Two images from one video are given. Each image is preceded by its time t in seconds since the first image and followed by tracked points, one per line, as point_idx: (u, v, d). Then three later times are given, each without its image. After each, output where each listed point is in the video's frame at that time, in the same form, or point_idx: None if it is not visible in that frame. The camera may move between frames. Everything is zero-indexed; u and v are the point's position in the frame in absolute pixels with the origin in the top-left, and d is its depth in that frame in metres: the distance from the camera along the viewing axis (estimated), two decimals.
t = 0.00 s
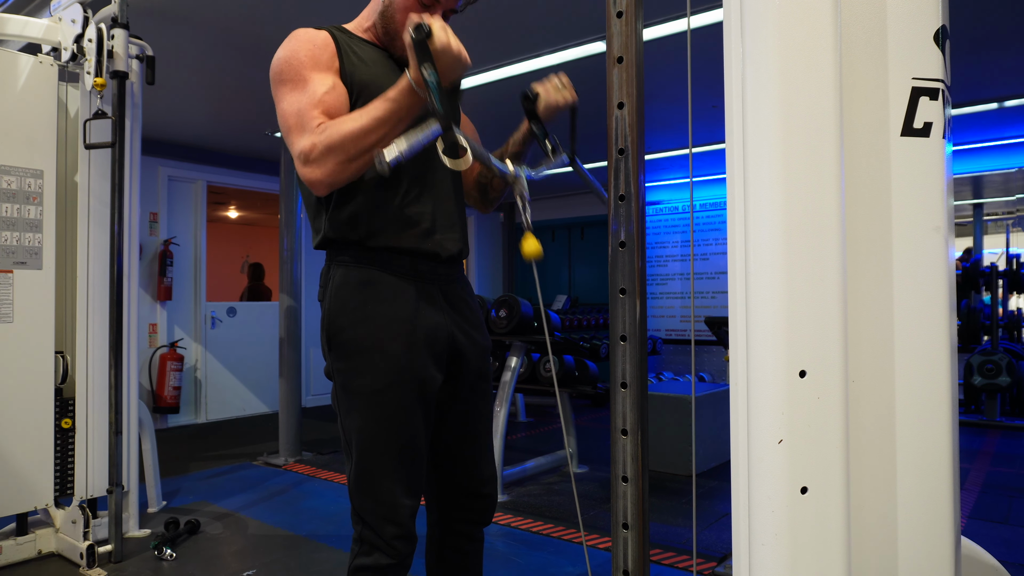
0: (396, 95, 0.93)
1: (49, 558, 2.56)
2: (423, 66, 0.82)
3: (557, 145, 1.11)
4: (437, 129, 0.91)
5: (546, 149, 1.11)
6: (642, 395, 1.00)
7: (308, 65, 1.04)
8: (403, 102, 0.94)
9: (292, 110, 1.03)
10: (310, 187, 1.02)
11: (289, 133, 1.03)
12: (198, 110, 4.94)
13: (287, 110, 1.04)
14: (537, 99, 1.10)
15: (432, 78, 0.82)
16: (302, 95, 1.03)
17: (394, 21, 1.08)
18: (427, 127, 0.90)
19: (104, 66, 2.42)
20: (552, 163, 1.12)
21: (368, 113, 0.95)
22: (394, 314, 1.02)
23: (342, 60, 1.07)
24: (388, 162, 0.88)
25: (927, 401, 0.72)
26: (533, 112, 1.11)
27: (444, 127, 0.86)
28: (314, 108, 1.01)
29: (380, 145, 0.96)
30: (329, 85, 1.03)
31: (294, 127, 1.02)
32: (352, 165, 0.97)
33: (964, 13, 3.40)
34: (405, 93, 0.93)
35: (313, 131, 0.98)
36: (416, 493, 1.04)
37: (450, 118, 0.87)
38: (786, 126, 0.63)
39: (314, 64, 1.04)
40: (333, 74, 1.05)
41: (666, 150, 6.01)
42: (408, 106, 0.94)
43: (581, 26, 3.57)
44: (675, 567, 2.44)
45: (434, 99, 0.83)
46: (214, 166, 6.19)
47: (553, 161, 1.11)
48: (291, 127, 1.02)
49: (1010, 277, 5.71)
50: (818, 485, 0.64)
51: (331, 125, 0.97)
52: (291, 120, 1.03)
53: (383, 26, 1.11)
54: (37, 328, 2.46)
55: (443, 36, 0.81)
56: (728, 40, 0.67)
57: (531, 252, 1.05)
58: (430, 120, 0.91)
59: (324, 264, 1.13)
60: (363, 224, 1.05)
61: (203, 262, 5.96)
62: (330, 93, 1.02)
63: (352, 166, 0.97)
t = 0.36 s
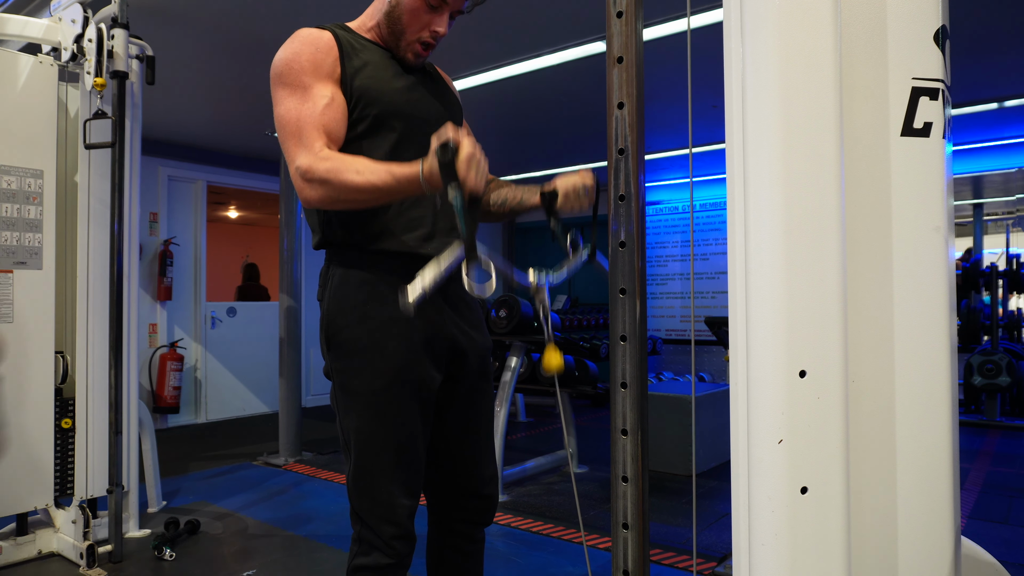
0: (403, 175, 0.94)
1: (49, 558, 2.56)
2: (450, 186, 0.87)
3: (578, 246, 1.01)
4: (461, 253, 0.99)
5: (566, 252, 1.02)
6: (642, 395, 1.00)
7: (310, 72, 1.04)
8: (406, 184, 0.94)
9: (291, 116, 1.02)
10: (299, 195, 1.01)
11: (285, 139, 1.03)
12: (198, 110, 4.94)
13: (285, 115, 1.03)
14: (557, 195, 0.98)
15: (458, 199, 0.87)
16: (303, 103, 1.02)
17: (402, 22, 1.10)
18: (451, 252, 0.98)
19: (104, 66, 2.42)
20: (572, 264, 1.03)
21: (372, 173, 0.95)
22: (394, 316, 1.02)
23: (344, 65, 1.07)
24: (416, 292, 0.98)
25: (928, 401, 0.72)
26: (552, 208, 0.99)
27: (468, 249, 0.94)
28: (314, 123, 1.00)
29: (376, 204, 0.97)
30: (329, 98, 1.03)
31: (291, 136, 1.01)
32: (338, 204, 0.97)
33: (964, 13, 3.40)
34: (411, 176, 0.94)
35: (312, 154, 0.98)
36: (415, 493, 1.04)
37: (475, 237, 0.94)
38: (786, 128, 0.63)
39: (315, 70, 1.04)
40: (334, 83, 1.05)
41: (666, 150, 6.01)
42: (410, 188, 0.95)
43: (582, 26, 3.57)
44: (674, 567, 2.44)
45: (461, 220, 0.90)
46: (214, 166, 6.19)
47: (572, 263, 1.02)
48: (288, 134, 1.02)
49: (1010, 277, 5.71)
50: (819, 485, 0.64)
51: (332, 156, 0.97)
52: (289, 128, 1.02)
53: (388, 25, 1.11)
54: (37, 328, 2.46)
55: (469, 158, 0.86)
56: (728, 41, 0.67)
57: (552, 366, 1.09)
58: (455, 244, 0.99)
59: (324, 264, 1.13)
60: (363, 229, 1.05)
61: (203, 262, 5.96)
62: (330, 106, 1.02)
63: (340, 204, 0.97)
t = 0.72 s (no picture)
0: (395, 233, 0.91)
1: (49, 558, 2.56)
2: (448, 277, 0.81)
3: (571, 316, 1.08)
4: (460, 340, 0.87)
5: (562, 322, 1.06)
6: (642, 395, 1.00)
7: (316, 75, 1.05)
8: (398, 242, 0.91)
9: (297, 118, 1.03)
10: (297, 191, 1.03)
11: (288, 140, 1.04)
12: (198, 110, 4.94)
13: (290, 116, 1.04)
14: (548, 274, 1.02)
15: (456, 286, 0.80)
16: (308, 108, 1.03)
17: (406, 23, 1.09)
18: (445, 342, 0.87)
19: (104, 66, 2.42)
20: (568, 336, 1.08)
21: (367, 213, 0.93)
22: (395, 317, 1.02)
23: (347, 68, 1.07)
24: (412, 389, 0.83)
25: (928, 401, 0.72)
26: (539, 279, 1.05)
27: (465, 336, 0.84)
28: (318, 130, 1.02)
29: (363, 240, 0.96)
30: (333, 107, 1.04)
31: (295, 138, 1.02)
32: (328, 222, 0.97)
33: (964, 13, 3.40)
34: (400, 236, 0.91)
35: (314, 165, 0.99)
36: (417, 493, 1.04)
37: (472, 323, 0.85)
38: (785, 129, 0.63)
39: (319, 73, 1.05)
40: (337, 88, 1.06)
41: (666, 150, 6.01)
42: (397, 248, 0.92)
43: (582, 26, 3.57)
44: (674, 567, 2.44)
45: (457, 306, 0.83)
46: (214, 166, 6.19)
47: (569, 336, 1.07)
48: (291, 135, 1.03)
49: (1010, 277, 5.71)
50: (819, 485, 0.64)
51: (335, 174, 0.97)
52: (292, 130, 1.03)
53: (392, 26, 1.11)
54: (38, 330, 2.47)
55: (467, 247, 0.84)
56: (728, 41, 0.67)
57: (553, 444, 1.00)
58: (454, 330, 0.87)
59: (324, 264, 1.13)
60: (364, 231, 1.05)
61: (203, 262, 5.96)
62: (334, 112, 1.03)
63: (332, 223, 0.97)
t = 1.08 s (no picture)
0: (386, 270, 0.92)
1: (48, 558, 2.56)
2: (437, 331, 0.83)
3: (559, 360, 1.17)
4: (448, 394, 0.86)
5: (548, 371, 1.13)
6: (642, 395, 1.00)
7: (320, 76, 1.05)
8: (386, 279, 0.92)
9: (300, 119, 1.04)
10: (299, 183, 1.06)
11: (292, 140, 1.05)
12: (198, 110, 4.95)
13: (295, 116, 1.05)
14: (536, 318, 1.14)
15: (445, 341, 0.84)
16: (311, 110, 1.04)
17: (412, 23, 1.09)
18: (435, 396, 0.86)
19: (104, 66, 2.42)
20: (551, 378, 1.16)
21: (361, 237, 0.96)
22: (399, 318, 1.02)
23: (351, 67, 1.07)
24: (405, 449, 0.80)
25: (928, 401, 0.73)
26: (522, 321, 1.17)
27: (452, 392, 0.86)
28: (321, 132, 1.02)
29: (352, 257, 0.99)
30: (335, 111, 1.04)
31: (299, 138, 1.04)
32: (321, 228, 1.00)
33: (965, 13, 3.40)
34: (385, 272, 0.92)
35: (316, 172, 1.00)
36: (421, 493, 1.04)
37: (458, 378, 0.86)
38: (786, 130, 0.63)
39: (324, 74, 1.05)
40: (340, 88, 1.06)
41: (666, 150, 6.01)
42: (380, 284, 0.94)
43: (582, 26, 3.57)
44: (674, 567, 2.44)
45: (445, 359, 0.85)
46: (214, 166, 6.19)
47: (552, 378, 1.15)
48: (295, 134, 1.04)
49: (1010, 277, 5.71)
50: (819, 485, 0.64)
51: (336, 186, 0.99)
52: (296, 130, 1.04)
53: (397, 26, 1.10)
54: (37, 330, 2.47)
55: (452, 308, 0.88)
56: (728, 41, 0.67)
57: (547, 487, 0.99)
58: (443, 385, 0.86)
59: (326, 263, 1.13)
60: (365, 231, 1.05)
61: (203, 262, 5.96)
62: (337, 115, 1.04)
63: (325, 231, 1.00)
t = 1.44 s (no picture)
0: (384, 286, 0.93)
1: (48, 558, 2.56)
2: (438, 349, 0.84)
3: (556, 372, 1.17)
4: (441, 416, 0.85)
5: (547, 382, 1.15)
6: (642, 395, 1.00)
7: (325, 71, 1.04)
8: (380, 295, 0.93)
9: (305, 113, 1.03)
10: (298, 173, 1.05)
11: (293, 135, 1.04)
12: (198, 110, 4.95)
13: (299, 108, 1.03)
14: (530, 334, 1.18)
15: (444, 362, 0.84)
16: (315, 105, 1.03)
17: (420, 23, 1.08)
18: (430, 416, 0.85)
19: (104, 66, 2.42)
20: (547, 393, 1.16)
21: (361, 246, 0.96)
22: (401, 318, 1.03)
23: (356, 64, 1.06)
24: (401, 471, 0.78)
25: (927, 401, 0.73)
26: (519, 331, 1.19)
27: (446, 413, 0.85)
28: (325, 128, 1.02)
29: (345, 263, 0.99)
30: (339, 110, 1.03)
31: (302, 131, 1.02)
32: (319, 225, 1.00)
33: (964, 13, 3.40)
34: (380, 288, 0.93)
35: (322, 169, 0.99)
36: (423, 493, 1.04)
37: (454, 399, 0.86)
38: (786, 129, 0.63)
39: (329, 69, 1.04)
40: (345, 84, 1.06)
41: (666, 150, 6.01)
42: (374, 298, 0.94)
43: (582, 26, 3.57)
44: (674, 567, 2.44)
45: (443, 379, 0.84)
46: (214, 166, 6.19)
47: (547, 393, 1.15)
48: (298, 127, 1.03)
49: (1010, 277, 5.71)
50: (819, 485, 0.64)
51: (340, 188, 0.98)
52: (299, 124, 1.03)
53: (404, 26, 1.10)
54: (37, 330, 2.47)
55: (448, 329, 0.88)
56: (728, 42, 0.67)
57: (546, 502, 0.98)
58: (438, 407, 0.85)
59: (327, 264, 1.13)
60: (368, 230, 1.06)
61: (203, 262, 5.96)
62: (341, 112, 1.04)
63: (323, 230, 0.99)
